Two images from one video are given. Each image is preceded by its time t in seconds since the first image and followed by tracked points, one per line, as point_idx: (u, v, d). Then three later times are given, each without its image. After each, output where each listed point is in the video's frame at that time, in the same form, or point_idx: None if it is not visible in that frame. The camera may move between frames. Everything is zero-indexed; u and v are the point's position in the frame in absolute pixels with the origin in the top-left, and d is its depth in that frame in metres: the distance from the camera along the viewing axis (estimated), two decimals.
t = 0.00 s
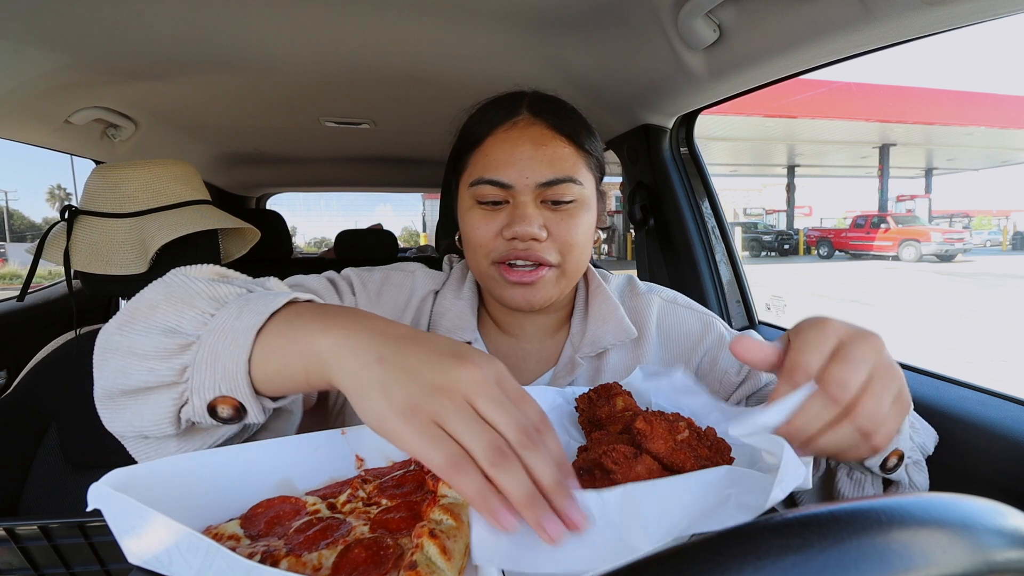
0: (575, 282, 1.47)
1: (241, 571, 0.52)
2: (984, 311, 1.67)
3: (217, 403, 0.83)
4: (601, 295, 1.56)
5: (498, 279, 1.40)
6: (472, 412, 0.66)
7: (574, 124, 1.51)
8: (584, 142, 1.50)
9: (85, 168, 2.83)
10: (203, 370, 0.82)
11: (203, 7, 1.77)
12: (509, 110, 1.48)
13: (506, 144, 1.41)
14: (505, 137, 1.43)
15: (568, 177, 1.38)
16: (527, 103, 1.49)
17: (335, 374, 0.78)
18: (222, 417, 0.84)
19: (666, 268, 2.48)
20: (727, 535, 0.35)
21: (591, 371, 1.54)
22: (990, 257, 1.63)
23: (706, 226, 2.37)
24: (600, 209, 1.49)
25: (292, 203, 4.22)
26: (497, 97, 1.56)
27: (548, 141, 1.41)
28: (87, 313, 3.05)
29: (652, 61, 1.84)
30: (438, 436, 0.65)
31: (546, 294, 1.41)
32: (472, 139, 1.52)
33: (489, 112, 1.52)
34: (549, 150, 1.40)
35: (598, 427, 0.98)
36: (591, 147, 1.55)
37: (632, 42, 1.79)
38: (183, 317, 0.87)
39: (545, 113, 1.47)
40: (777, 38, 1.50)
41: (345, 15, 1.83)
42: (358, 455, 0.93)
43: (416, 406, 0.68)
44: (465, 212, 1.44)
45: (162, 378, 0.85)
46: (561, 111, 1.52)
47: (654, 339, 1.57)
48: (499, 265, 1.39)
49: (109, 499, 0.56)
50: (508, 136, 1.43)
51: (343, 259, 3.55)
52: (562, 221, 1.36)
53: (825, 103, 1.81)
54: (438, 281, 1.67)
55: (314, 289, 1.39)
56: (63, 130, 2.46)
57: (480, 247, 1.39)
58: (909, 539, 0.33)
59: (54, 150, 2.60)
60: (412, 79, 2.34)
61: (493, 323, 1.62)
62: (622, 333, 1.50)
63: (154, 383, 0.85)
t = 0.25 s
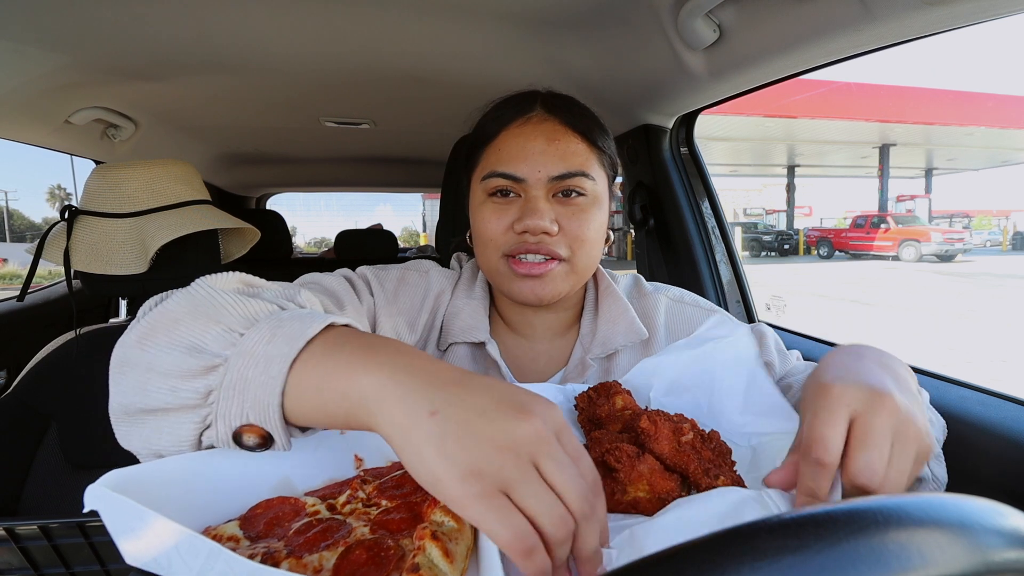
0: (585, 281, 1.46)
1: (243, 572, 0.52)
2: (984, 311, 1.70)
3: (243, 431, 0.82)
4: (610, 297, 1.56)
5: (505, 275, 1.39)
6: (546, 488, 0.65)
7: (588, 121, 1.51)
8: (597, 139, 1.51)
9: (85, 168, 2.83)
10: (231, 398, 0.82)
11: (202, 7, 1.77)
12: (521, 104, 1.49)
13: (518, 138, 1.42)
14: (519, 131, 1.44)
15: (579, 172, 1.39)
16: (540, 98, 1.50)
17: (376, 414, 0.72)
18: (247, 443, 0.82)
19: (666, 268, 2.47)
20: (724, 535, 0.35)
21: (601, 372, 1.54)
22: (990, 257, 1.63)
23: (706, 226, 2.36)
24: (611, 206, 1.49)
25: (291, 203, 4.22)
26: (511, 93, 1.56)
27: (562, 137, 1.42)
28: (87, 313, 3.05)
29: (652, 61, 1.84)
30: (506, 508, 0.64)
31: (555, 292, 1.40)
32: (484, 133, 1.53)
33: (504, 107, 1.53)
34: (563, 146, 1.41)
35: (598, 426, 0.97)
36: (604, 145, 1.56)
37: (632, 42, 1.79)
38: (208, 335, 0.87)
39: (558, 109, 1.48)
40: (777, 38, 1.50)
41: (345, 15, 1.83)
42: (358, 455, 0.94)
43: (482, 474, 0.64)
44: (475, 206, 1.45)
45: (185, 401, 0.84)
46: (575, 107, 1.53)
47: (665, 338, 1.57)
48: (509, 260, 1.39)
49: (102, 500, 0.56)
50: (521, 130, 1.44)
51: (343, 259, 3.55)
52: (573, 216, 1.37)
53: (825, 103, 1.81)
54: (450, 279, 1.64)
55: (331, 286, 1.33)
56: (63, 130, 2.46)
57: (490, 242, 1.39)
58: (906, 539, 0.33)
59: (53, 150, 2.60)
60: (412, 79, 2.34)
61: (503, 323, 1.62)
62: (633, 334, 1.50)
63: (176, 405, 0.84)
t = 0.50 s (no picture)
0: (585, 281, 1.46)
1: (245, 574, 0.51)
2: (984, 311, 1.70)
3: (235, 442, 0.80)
4: (613, 299, 1.56)
5: (506, 276, 1.40)
6: (528, 503, 0.60)
7: (588, 121, 1.51)
8: (598, 139, 1.50)
9: (85, 168, 2.83)
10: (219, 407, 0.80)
11: (202, 7, 1.77)
12: (523, 105, 1.49)
13: (518, 139, 1.42)
14: (519, 132, 1.44)
15: (579, 173, 1.39)
16: (541, 98, 1.50)
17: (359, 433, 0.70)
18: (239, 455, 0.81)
19: (666, 268, 2.47)
20: (725, 536, 0.34)
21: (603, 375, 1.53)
22: (990, 257, 1.62)
23: (706, 226, 2.36)
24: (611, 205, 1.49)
25: (291, 203, 4.22)
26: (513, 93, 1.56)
27: (562, 138, 1.42)
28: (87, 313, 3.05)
29: (652, 61, 1.84)
30: (489, 533, 0.59)
31: (556, 292, 1.40)
32: (485, 133, 1.53)
33: (505, 106, 1.53)
34: (562, 147, 1.41)
35: (598, 426, 0.97)
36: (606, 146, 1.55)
37: (632, 42, 1.79)
38: (197, 344, 0.85)
39: (558, 109, 1.48)
40: (777, 37, 1.50)
41: (345, 15, 1.83)
42: (357, 458, 0.94)
43: (465, 499, 0.60)
44: (476, 206, 1.45)
45: (175, 411, 0.82)
46: (577, 107, 1.52)
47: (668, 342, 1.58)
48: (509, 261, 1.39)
49: (103, 505, 0.56)
50: (521, 130, 1.44)
51: (343, 259, 3.55)
52: (573, 216, 1.37)
53: (825, 103, 1.81)
54: (450, 279, 1.64)
55: (330, 287, 1.32)
56: (63, 130, 2.46)
57: (489, 242, 1.39)
58: (906, 539, 0.33)
59: (53, 150, 2.59)
60: (412, 79, 2.34)
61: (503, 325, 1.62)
62: (635, 338, 1.50)
63: (166, 415, 0.83)
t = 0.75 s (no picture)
0: (585, 282, 1.46)
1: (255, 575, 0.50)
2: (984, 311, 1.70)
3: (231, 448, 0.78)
4: (611, 300, 1.56)
5: (506, 277, 1.39)
6: (537, 445, 0.56)
7: (586, 121, 1.51)
8: (596, 139, 1.51)
9: (85, 168, 2.83)
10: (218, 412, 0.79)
11: (202, 7, 1.77)
12: (521, 105, 1.49)
13: (516, 140, 1.43)
14: (517, 133, 1.44)
15: (577, 173, 1.39)
16: (539, 98, 1.50)
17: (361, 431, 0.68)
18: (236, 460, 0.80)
19: (666, 268, 2.47)
20: (726, 536, 0.34)
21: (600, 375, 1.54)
22: (990, 257, 1.63)
23: (706, 226, 2.35)
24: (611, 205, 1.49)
25: (292, 203, 4.22)
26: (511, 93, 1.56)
27: (560, 138, 1.42)
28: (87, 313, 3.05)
29: (652, 61, 1.84)
30: (505, 483, 0.54)
31: (555, 294, 1.40)
32: (483, 134, 1.53)
33: (502, 107, 1.53)
34: (560, 147, 1.41)
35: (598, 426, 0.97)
36: (604, 146, 1.55)
37: (632, 42, 1.79)
38: (196, 350, 0.85)
39: (556, 109, 1.48)
40: (777, 38, 1.50)
41: (345, 15, 1.83)
42: (357, 459, 0.94)
43: (477, 452, 0.56)
44: (475, 208, 1.45)
45: (172, 417, 0.81)
46: (574, 107, 1.52)
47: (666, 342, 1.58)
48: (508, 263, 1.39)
49: (103, 510, 0.56)
50: (519, 131, 1.44)
51: (343, 259, 3.55)
52: (572, 217, 1.37)
53: (825, 103, 1.81)
54: (449, 281, 1.64)
55: (327, 292, 1.32)
56: (63, 130, 2.46)
57: (488, 244, 1.39)
58: (905, 539, 0.33)
59: (53, 150, 2.60)
60: (412, 79, 2.34)
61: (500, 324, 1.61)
62: (633, 338, 1.51)
63: (164, 421, 0.82)
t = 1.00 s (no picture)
0: (585, 283, 1.47)
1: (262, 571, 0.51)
2: (984, 311, 1.70)
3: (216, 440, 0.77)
4: (613, 301, 1.57)
5: (506, 279, 1.40)
6: (522, 486, 0.51)
7: (586, 120, 1.51)
8: (596, 139, 1.50)
9: (85, 168, 2.83)
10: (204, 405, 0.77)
11: (203, 8, 1.77)
12: (520, 105, 1.49)
13: (516, 140, 1.42)
14: (517, 133, 1.43)
15: (578, 174, 1.39)
16: (539, 98, 1.50)
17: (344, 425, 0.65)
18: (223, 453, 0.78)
19: (666, 268, 2.47)
20: (726, 536, 0.34)
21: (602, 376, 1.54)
22: (989, 257, 1.63)
23: (706, 226, 2.36)
24: (611, 205, 1.49)
25: (291, 203, 4.23)
26: (512, 92, 1.55)
27: (560, 139, 1.42)
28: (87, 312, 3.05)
29: (652, 61, 1.84)
30: (476, 512, 0.50)
31: (555, 295, 1.41)
32: (483, 134, 1.53)
33: (502, 106, 1.52)
34: (560, 148, 1.40)
35: (598, 426, 0.97)
36: (604, 145, 1.55)
37: (632, 42, 1.79)
38: (185, 340, 0.83)
39: (557, 109, 1.47)
40: (777, 38, 1.50)
41: (345, 15, 1.83)
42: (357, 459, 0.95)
43: (453, 478, 0.52)
44: (474, 208, 1.45)
45: (162, 408, 0.81)
46: (574, 107, 1.52)
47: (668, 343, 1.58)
48: (508, 264, 1.39)
49: (102, 510, 0.56)
50: (518, 131, 1.44)
51: (344, 259, 3.55)
52: (572, 218, 1.37)
53: (825, 102, 1.81)
54: (449, 282, 1.64)
55: (327, 291, 1.32)
56: (63, 130, 2.46)
57: (488, 245, 1.39)
58: (905, 539, 0.33)
59: (54, 150, 2.60)
60: (412, 79, 2.34)
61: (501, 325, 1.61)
62: (635, 339, 1.51)
63: (153, 412, 0.82)
